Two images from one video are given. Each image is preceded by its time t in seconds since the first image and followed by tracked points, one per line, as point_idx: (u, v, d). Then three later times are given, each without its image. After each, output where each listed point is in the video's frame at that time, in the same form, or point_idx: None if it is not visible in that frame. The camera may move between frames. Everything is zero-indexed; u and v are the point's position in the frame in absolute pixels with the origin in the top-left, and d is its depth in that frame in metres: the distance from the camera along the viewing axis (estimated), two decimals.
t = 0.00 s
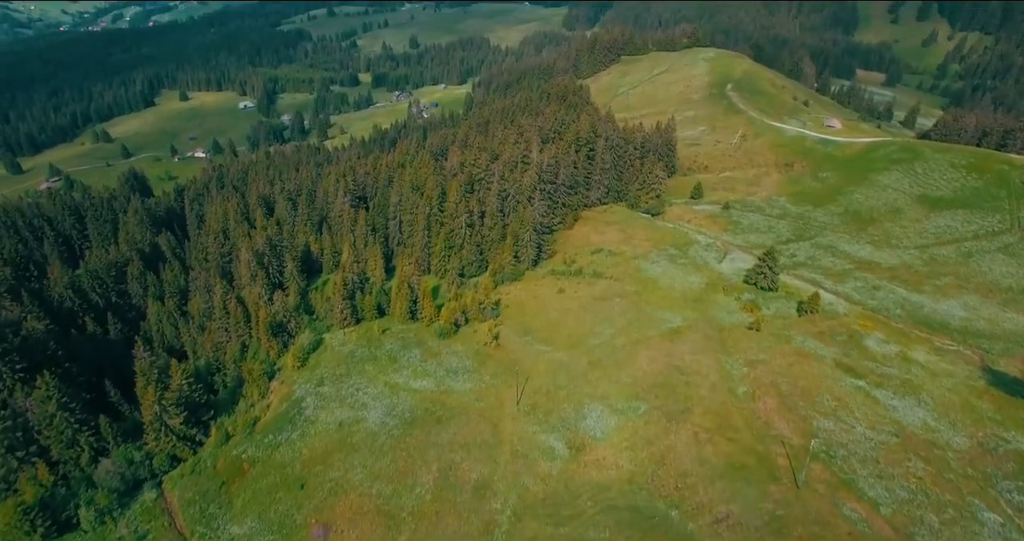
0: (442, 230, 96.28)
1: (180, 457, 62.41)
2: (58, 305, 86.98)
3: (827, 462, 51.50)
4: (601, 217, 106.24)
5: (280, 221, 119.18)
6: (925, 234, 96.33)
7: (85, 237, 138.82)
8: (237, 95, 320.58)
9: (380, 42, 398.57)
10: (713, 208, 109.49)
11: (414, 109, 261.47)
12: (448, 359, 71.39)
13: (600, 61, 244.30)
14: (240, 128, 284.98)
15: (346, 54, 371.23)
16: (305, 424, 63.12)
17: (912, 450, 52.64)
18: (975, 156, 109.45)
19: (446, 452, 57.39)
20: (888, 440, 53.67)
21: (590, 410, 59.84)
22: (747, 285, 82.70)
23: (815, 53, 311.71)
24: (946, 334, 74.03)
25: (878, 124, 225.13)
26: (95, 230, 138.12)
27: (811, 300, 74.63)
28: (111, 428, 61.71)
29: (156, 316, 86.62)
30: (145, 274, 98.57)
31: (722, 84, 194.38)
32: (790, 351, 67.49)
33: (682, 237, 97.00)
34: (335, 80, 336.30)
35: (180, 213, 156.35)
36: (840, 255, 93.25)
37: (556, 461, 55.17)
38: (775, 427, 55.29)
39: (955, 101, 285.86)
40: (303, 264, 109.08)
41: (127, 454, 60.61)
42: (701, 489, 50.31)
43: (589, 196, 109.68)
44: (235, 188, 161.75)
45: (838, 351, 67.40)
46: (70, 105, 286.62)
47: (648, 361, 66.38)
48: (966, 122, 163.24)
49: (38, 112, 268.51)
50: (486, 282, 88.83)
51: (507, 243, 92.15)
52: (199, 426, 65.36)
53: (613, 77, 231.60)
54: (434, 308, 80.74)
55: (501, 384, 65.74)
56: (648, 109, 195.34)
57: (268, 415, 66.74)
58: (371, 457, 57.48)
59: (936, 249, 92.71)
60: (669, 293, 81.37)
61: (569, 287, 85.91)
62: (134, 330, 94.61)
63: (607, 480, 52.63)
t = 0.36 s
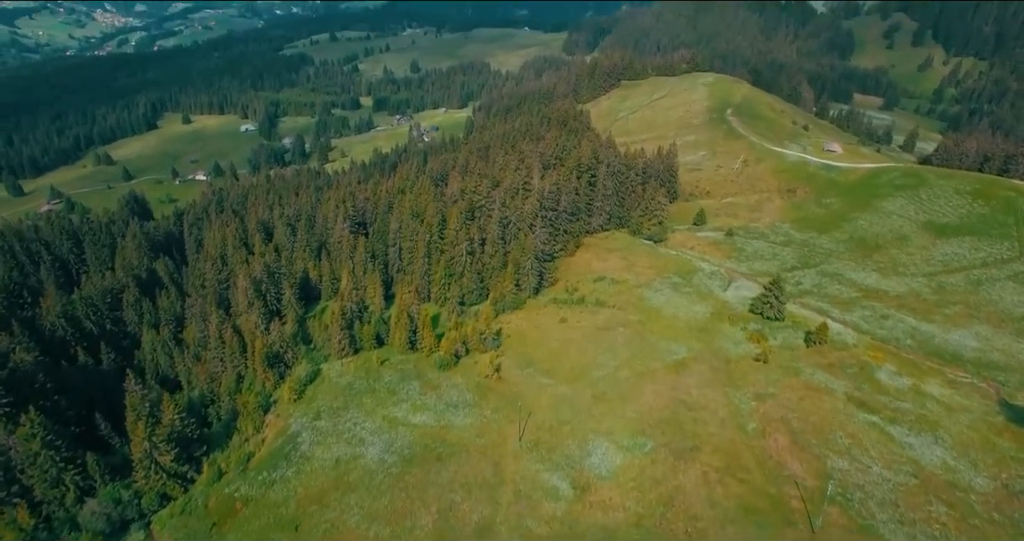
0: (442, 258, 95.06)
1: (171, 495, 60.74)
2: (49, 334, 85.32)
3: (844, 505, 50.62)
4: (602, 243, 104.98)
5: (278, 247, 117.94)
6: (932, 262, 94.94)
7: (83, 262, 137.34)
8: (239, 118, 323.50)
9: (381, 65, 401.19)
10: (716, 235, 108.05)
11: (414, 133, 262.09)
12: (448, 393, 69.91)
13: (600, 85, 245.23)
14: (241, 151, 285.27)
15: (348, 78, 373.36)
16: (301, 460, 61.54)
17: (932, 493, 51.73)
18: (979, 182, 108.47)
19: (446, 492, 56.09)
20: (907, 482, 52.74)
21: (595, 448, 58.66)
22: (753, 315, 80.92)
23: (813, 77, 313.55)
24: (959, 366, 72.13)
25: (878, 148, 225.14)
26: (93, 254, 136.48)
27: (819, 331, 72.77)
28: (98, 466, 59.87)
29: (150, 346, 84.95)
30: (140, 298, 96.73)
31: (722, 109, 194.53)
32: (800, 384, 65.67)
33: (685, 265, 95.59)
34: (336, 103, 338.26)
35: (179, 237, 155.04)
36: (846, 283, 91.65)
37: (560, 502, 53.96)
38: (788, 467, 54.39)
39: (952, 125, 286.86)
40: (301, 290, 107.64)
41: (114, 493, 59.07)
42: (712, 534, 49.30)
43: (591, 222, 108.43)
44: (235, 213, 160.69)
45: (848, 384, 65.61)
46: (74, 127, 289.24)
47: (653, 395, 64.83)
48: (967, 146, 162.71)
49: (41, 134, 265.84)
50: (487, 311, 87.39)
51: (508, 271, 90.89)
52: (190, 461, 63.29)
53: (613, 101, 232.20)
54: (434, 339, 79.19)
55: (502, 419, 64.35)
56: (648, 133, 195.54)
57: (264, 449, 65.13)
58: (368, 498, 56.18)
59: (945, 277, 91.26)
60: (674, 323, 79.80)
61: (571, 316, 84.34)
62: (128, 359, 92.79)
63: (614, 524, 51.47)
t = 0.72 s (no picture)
0: (443, 284, 93.85)
1: (160, 534, 59.72)
2: (39, 364, 83.73)
3: None
4: (604, 269, 103.71)
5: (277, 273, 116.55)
6: (940, 288, 93.59)
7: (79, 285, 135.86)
8: (240, 140, 324.23)
9: (382, 88, 403.17)
10: (720, 261, 106.65)
11: (415, 155, 263.34)
12: (449, 426, 68.76)
13: (600, 109, 245.72)
14: (241, 172, 285.12)
15: (349, 101, 374.58)
16: (296, 497, 60.41)
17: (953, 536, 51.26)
18: (985, 207, 107.48)
19: (448, 532, 55.10)
20: (926, 524, 52.28)
21: (601, 485, 57.95)
22: (760, 344, 79.25)
23: (812, 100, 314.64)
24: (973, 398, 70.46)
25: (878, 171, 224.90)
26: (89, 278, 134.65)
27: (829, 361, 71.09)
28: (82, 505, 58.36)
29: (143, 375, 83.31)
30: (135, 325, 95.07)
31: (722, 132, 194.31)
32: (810, 417, 64.09)
33: (689, 291, 94.21)
34: (336, 125, 339.31)
35: (176, 261, 153.57)
36: (853, 310, 90.01)
37: None
38: (801, 507, 53.85)
39: (950, 148, 287.50)
40: (298, 317, 106.14)
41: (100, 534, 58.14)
42: None
43: (593, 247, 106.97)
44: (234, 237, 159.53)
45: (860, 417, 64.06)
46: (76, 149, 290.23)
47: (659, 428, 63.69)
48: (969, 170, 161.80)
49: (43, 155, 262.77)
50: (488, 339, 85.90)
51: (510, 299, 89.56)
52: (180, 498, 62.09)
53: (613, 124, 232.59)
54: (434, 369, 77.70)
55: (504, 454, 63.33)
56: (648, 157, 195.42)
57: (257, 485, 63.71)
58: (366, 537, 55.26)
59: (954, 303, 89.81)
60: (679, 352, 78.30)
61: (574, 345, 82.77)
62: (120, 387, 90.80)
63: None
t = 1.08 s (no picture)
0: (443, 310, 92.12)
1: None
2: (28, 393, 81.86)
3: None
4: (607, 294, 102.00)
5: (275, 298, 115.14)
6: (950, 314, 91.83)
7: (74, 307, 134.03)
8: (240, 160, 324.21)
9: (382, 110, 404.00)
10: (725, 286, 105.10)
11: (414, 176, 263.35)
12: (448, 460, 68.03)
13: (600, 130, 245.64)
14: (241, 193, 284.46)
15: (349, 121, 375.15)
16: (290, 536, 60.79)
17: None
18: (993, 231, 105.95)
19: None
20: None
21: (606, 523, 58.52)
22: (767, 373, 77.14)
23: (811, 122, 315.12)
24: (990, 430, 68.53)
25: (879, 193, 223.99)
26: (85, 300, 132.89)
27: (839, 393, 68.99)
28: None
29: (135, 404, 81.91)
30: (129, 350, 93.51)
31: (723, 154, 193.70)
32: (823, 452, 62.45)
33: (694, 318, 92.52)
34: (336, 146, 339.44)
35: (174, 283, 152.04)
36: (862, 337, 87.87)
37: None
38: None
39: (950, 169, 287.24)
40: (296, 343, 104.44)
41: None
42: None
43: (595, 272, 105.36)
44: (231, 259, 157.80)
45: (875, 452, 62.40)
46: (76, 169, 290.66)
47: (667, 463, 63.00)
48: (972, 193, 160.55)
49: (44, 177, 269.00)
50: (489, 368, 84.17)
51: (511, 326, 87.80)
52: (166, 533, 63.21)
53: (614, 146, 232.42)
54: (435, 399, 75.75)
55: (506, 490, 63.35)
56: (649, 179, 194.67)
57: (250, 521, 63.72)
58: None
59: (965, 330, 88.00)
60: (685, 381, 76.36)
61: (577, 375, 80.61)
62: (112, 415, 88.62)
63: None
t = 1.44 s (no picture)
0: (443, 335, 90.47)
1: None
2: (14, 423, 79.58)
3: None
4: (610, 318, 100.03)
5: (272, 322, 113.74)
6: (961, 340, 89.93)
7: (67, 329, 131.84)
8: (240, 179, 323.63)
9: (382, 129, 404.46)
10: (729, 309, 103.31)
11: (414, 196, 263.01)
12: (448, 495, 67.32)
13: (602, 150, 245.09)
14: (241, 212, 283.29)
15: (350, 141, 375.03)
16: None
17: None
18: (1002, 254, 104.35)
19: None
20: None
21: None
22: (776, 402, 74.98)
23: (812, 141, 314.82)
24: (1009, 462, 66.50)
25: (881, 213, 222.67)
26: (80, 321, 130.68)
27: (852, 423, 66.92)
28: None
29: (126, 433, 80.68)
30: (122, 375, 91.81)
31: (725, 175, 192.66)
32: (837, 487, 60.76)
33: (699, 343, 90.60)
34: (337, 165, 339.26)
35: (171, 304, 150.07)
36: (871, 363, 85.73)
37: None
38: None
39: (951, 189, 286.38)
40: (292, 368, 102.75)
41: None
42: None
43: (597, 295, 103.64)
44: (229, 280, 155.76)
45: (891, 487, 60.74)
46: (77, 188, 290.13)
47: (676, 498, 61.43)
48: (977, 213, 158.73)
49: (44, 195, 269.10)
50: (490, 396, 82.54)
51: (513, 352, 86.21)
52: None
53: (614, 166, 231.65)
54: (434, 429, 74.50)
55: (508, 525, 62.59)
56: (651, 199, 193.35)
57: None
58: None
59: (978, 357, 86.01)
60: (691, 410, 74.37)
61: (580, 402, 78.61)
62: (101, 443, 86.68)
63: None
